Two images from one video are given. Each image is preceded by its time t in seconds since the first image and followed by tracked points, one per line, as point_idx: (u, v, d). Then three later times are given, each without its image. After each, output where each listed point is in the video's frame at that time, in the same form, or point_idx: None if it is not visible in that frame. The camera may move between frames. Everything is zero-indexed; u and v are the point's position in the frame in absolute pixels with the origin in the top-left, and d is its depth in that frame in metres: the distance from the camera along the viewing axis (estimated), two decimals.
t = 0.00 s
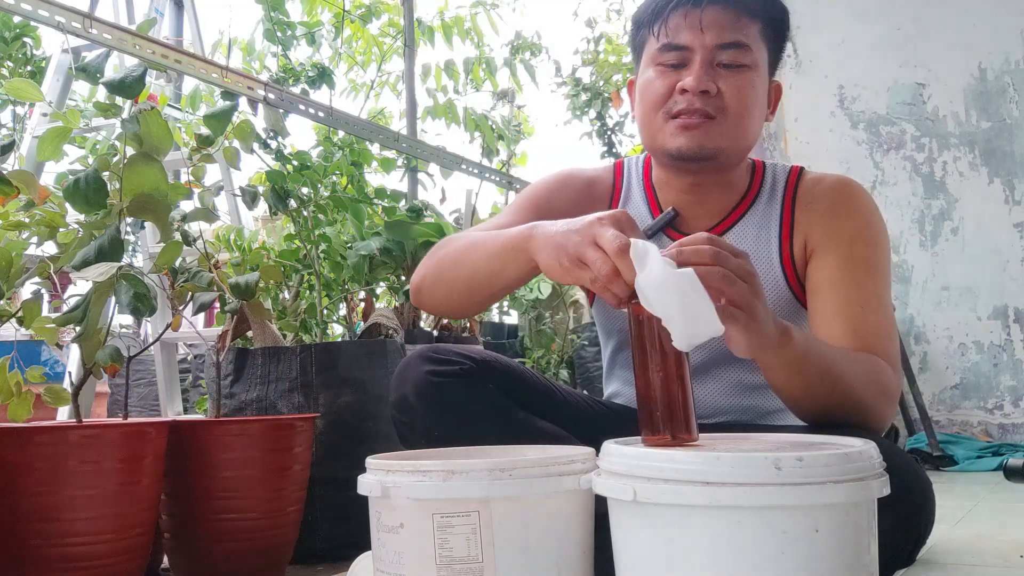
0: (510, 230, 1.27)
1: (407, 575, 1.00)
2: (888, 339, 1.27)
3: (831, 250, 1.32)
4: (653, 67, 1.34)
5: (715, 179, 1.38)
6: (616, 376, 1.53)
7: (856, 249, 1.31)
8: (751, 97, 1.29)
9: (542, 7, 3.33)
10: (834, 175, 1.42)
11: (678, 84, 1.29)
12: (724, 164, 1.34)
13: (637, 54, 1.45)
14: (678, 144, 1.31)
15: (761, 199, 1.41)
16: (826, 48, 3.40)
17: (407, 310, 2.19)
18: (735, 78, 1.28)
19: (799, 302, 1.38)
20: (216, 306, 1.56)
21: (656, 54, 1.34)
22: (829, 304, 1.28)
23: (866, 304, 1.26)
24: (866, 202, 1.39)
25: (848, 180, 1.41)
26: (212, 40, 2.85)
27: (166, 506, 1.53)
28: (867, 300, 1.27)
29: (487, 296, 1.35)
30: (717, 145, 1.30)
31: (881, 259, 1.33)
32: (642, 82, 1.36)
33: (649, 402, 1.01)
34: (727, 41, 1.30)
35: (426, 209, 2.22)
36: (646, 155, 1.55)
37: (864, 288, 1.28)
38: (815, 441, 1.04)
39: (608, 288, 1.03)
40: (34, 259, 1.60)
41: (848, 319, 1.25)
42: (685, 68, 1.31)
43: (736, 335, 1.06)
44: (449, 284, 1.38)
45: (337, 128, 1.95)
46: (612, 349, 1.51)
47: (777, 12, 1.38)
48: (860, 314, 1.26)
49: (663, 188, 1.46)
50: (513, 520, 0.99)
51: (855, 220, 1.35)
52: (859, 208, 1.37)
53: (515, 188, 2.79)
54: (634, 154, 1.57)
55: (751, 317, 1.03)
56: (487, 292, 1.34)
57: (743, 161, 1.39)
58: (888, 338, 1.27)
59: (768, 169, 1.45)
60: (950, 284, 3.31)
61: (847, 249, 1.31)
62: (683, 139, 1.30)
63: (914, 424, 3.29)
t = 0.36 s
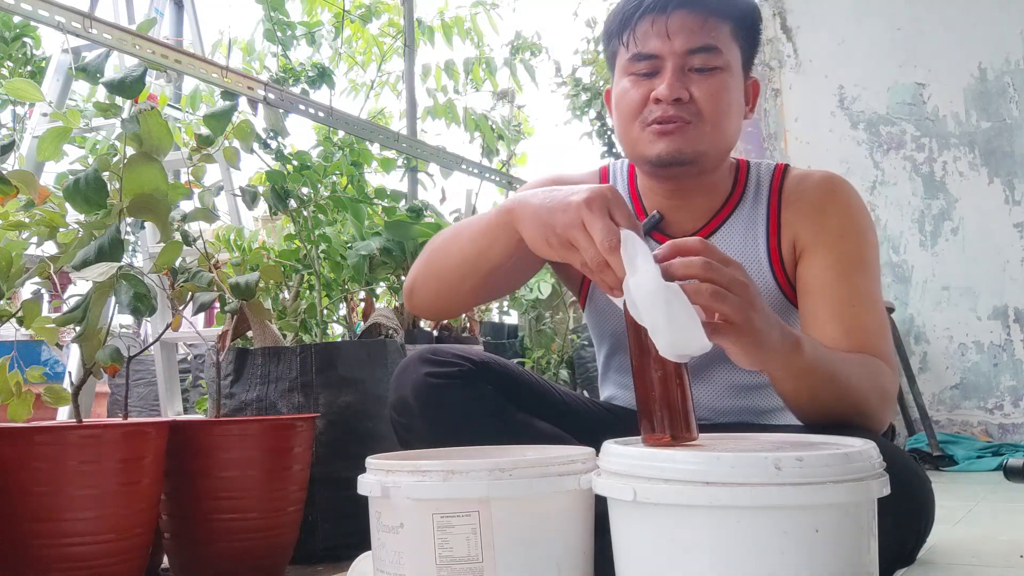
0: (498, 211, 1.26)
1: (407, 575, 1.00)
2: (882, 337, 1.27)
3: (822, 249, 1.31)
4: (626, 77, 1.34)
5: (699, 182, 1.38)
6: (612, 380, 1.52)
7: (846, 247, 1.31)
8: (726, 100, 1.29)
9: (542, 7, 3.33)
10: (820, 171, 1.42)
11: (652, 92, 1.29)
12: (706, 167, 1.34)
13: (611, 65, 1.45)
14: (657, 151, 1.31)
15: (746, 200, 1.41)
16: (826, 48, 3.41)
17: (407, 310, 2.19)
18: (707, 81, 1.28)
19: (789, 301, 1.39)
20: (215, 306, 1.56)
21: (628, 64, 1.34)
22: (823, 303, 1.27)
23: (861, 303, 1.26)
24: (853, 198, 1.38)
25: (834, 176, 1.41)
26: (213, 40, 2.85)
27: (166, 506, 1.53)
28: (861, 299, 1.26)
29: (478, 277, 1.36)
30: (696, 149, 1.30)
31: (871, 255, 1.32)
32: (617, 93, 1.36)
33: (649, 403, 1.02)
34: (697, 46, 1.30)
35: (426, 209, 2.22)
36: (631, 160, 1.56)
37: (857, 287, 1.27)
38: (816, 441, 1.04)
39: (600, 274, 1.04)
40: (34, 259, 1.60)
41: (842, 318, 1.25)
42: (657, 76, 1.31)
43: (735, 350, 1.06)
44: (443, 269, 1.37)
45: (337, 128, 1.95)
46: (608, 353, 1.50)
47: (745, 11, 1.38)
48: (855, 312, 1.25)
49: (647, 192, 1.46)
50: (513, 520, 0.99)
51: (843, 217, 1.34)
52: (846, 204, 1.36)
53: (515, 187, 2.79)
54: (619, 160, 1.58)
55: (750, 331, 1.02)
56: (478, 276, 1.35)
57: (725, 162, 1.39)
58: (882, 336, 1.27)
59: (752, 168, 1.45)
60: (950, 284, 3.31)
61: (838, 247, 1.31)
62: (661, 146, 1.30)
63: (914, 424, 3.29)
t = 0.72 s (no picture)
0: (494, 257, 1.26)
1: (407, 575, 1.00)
2: (885, 339, 1.26)
3: (826, 251, 1.31)
4: (635, 77, 1.34)
5: (706, 183, 1.37)
6: (614, 379, 1.52)
7: (851, 249, 1.31)
8: (735, 100, 1.29)
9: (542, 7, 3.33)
10: (826, 173, 1.42)
11: (661, 93, 1.29)
12: (714, 168, 1.33)
13: (618, 64, 1.45)
14: (665, 153, 1.31)
15: (754, 199, 1.41)
16: (826, 48, 3.41)
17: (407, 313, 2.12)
18: (716, 82, 1.28)
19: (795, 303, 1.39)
20: (215, 306, 1.56)
21: (637, 64, 1.34)
22: (827, 304, 1.27)
23: (864, 305, 1.26)
24: (859, 199, 1.38)
25: (841, 178, 1.41)
26: (213, 40, 2.85)
27: (166, 506, 1.53)
28: (864, 300, 1.26)
29: (490, 326, 1.34)
30: (704, 150, 1.29)
31: (877, 257, 1.33)
32: (625, 93, 1.36)
33: (653, 402, 1.03)
34: (706, 46, 1.29)
35: (426, 209, 2.22)
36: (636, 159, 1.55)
37: (861, 288, 1.27)
38: (815, 441, 1.04)
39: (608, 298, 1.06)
40: (34, 259, 1.60)
41: (846, 319, 1.25)
42: (666, 76, 1.31)
43: (736, 356, 1.05)
44: (445, 320, 1.35)
45: (337, 128, 1.95)
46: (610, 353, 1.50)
47: (755, 9, 1.37)
48: (859, 313, 1.25)
49: (653, 193, 1.46)
50: (513, 520, 0.99)
51: (848, 219, 1.35)
52: (852, 206, 1.36)
53: (515, 187, 2.79)
54: (624, 159, 1.57)
55: (755, 335, 1.02)
56: (486, 322, 1.33)
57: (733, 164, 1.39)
58: (885, 338, 1.26)
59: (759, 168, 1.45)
60: (951, 284, 3.31)
61: (842, 249, 1.31)
62: (670, 148, 1.30)
63: (914, 424, 3.29)
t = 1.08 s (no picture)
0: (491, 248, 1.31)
1: (407, 575, 1.00)
2: (886, 338, 1.26)
3: (826, 251, 1.31)
4: (637, 77, 1.34)
5: (708, 184, 1.38)
6: (614, 380, 1.52)
7: (851, 248, 1.31)
8: (738, 102, 1.29)
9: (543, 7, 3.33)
10: (827, 172, 1.42)
11: (664, 94, 1.29)
12: (716, 170, 1.34)
13: (620, 63, 1.45)
14: (667, 155, 1.31)
15: (755, 198, 1.41)
16: (826, 48, 3.41)
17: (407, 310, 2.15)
18: (720, 84, 1.28)
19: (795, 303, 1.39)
20: (215, 306, 1.56)
21: (640, 64, 1.34)
22: (827, 305, 1.27)
23: (864, 304, 1.26)
24: (859, 199, 1.39)
25: (841, 177, 1.41)
26: (212, 40, 2.85)
27: (166, 506, 1.53)
28: (864, 300, 1.26)
29: (483, 326, 1.35)
30: (707, 153, 1.30)
31: (877, 256, 1.33)
32: (627, 92, 1.36)
33: (652, 403, 1.03)
34: (710, 47, 1.29)
35: (426, 209, 2.22)
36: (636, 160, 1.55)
37: (861, 288, 1.27)
38: (815, 441, 1.04)
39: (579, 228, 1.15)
40: (34, 259, 1.60)
41: (846, 320, 1.25)
42: (669, 77, 1.31)
43: (734, 355, 1.05)
44: (440, 320, 1.36)
45: (337, 128, 1.95)
46: (610, 353, 1.50)
47: (759, 13, 1.37)
48: (859, 314, 1.25)
49: (655, 193, 1.46)
50: (513, 520, 0.99)
51: (849, 218, 1.35)
52: (853, 206, 1.36)
53: (515, 187, 2.79)
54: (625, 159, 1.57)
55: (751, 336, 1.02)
56: (480, 320, 1.34)
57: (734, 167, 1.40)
58: (886, 337, 1.26)
59: (759, 168, 1.45)
60: (950, 284, 3.31)
61: (843, 249, 1.31)
62: (672, 150, 1.30)
63: (914, 424, 3.29)
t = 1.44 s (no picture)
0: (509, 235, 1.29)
1: (407, 575, 1.00)
2: (884, 337, 1.26)
3: (823, 250, 1.31)
4: (629, 80, 1.34)
5: (703, 185, 1.38)
6: (613, 380, 1.52)
7: (848, 247, 1.31)
8: (731, 103, 1.29)
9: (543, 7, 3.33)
10: (823, 171, 1.42)
11: (656, 97, 1.29)
12: (711, 172, 1.34)
13: (613, 67, 1.45)
14: (661, 157, 1.31)
15: (753, 195, 1.41)
16: (826, 48, 3.41)
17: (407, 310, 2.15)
18: (711, 85, 1.28)
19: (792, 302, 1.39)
20: (215, 306, 1.56)
21: (632, 68, 1.34)
22: (824, 304, 1.27)
23: (861, 304, 1.26)
24: (856, 198, 1.39)
25: (838, 176, 1.41)
26: (212, 40, 2.85)
27: (166, 506, 1.53)
28: (861, 299, 1.26)
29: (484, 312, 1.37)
30: (700, 155, 1.30)
31: (874, 255, 1.33)
32: (620, 96, 1.36)
33: (650, 404, 1.03)
34: (701, 48, 1.29)
35: (426, 209, 2.21)
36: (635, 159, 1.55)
37: (858, 287, 1.27)
38: (815, 441, 1.04)
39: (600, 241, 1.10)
40: (34, 259, 1.59)
41: (844, 319, 1.25)
42: (661, 79, 1.31)
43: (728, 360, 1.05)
44: (444, 298, 1.36)
45: (337, 128, 1.95)
46: (610, 353, 1.50)
47: (749, 12, 1.37)
48: (856, 312, 1.25)
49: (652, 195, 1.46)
50: (513, 520, 0.99)
51: (845, 217, 1.35)
52: (849, 205, 1.36)
53: (515, 187, 2.79)
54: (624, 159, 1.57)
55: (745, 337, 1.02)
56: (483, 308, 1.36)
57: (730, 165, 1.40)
58: (884, 336, 1.26)
59: (756, 168, 1.45)
60: (950, 284, 3.31)
61: (840, 247, 1.31)
62: (666, 153, 1.30)
63: (914, 424, 3.30)
